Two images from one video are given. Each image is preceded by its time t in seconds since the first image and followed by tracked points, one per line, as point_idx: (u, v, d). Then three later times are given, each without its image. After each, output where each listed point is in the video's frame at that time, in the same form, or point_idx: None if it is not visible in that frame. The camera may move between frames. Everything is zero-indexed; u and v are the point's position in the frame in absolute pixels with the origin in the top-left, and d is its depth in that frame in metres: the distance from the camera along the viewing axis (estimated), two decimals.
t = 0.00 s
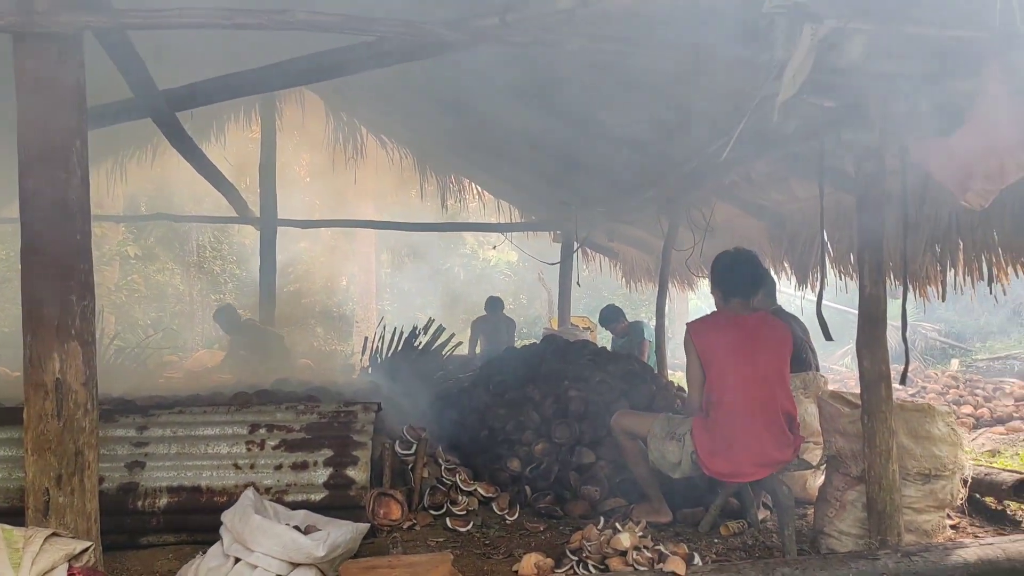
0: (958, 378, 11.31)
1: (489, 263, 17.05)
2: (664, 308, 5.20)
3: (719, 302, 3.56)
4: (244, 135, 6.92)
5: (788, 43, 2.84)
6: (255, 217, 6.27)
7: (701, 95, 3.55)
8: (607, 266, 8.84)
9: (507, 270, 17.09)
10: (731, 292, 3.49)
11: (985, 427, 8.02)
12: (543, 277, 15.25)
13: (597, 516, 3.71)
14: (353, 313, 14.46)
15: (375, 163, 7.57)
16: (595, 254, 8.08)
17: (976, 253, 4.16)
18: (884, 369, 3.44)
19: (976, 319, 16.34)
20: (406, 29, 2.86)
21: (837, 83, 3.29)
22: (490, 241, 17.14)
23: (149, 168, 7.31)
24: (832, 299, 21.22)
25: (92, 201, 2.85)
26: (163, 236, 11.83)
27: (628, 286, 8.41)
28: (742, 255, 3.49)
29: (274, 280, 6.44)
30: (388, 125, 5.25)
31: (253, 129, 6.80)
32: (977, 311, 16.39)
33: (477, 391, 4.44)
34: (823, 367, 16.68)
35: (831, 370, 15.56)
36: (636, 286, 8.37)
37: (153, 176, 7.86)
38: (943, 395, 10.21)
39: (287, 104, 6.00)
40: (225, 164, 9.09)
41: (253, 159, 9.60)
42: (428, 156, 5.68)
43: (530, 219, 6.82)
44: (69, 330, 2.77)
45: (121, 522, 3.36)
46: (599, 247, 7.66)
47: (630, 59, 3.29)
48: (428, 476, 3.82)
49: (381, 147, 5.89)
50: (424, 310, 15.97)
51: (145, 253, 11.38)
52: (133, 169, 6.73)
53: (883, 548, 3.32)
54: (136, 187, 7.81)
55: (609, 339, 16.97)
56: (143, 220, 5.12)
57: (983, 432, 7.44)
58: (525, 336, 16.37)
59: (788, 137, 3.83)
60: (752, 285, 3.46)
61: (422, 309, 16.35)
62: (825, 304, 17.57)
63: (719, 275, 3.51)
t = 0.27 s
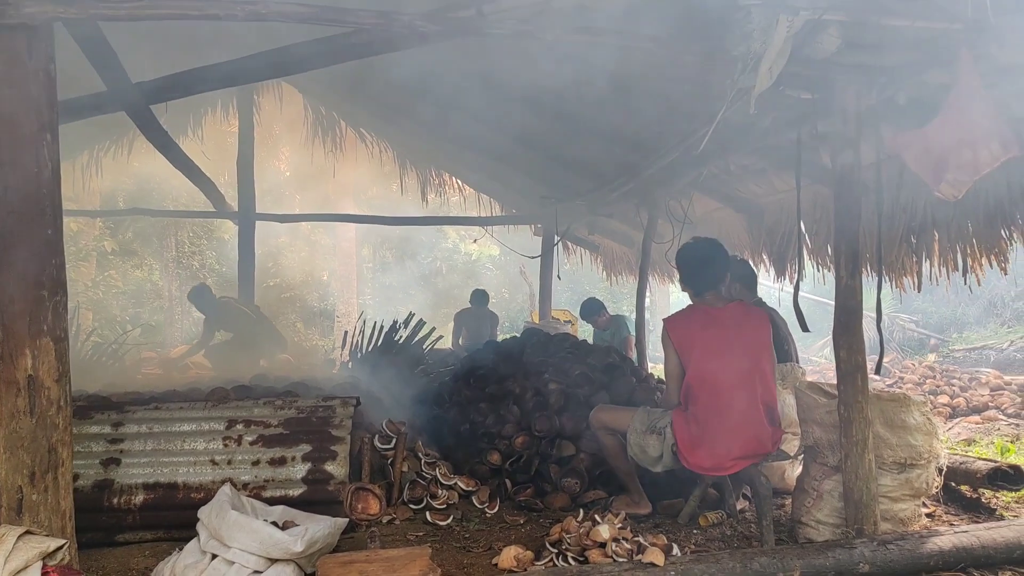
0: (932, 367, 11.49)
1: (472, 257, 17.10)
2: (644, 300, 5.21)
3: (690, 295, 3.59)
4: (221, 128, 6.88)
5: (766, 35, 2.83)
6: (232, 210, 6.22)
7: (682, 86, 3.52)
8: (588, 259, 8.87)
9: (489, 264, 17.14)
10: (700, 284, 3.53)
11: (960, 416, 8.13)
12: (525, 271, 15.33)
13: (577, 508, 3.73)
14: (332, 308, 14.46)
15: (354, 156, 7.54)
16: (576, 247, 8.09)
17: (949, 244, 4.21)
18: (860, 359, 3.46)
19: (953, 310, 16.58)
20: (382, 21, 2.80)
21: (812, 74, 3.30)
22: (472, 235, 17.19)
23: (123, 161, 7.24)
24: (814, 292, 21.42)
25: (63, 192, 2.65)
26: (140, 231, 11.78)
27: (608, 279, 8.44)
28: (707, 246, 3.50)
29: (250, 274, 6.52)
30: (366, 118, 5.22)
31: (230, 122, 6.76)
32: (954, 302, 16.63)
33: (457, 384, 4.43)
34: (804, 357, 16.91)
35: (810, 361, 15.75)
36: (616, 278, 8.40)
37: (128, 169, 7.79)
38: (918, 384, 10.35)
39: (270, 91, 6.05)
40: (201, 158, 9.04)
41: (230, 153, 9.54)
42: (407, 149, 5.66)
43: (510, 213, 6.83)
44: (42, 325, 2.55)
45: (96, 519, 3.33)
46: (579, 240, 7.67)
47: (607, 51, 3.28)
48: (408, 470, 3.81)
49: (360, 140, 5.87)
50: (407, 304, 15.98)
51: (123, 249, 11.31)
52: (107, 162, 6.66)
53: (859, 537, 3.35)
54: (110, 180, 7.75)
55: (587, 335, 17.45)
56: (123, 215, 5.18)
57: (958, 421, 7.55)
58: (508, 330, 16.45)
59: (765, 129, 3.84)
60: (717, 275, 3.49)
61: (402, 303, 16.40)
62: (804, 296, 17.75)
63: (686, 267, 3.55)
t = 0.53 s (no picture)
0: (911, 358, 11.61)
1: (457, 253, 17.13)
2: (626, 294, 5.23)
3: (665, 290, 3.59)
4: (200, 122, 6.84)
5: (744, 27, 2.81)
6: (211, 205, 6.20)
7: (662, 78, 3.51)
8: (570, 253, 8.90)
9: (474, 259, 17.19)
10: (673, 278, 3.54)
11: (938, 406, 8.22)
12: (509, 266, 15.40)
13: (559, 501, 3.73)
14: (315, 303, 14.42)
15: (335, 150, 7.53)
16: (559, 241, 8.11)
17: (926, 236, 4.24)
18: (839, 350, 3.47)
19: (933, 302, 16.78)
20: (358, 11, 2.76)
21: (790, 65, 3.30)
22: (457, 231, 17.23)
23: (101, 156, 7.19)
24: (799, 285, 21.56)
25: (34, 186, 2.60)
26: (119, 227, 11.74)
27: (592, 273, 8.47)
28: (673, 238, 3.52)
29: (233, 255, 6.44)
30: (346, 111, 5.20)
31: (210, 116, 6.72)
32: (933, 295, 16.84)
33: (439, 379, 4.42)
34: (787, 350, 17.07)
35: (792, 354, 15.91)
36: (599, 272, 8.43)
37: (106, 164, 7.75)
38: (897, 375, 10.46)
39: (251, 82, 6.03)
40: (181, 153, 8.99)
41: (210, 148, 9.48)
42: (387, 142, 5.65)
43: (493, 207, 6.82)
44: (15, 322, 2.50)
45: (73, 517, 3.30)
46: (562, 234, 7.69)
47: (587, 44, 3.26)
48: (390, 465, 3.80)
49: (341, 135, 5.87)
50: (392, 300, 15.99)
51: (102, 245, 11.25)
52: (84, 158, 6.61)
53: (839, 526, 3.38)
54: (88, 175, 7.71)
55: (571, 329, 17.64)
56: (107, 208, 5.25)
57: (937, 411, 7.63)
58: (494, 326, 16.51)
59: (744, 121, 3.84)
60: (688, 266, 3.51)
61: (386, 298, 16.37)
62: (787, 289, 17.93)
63: (659, 261, 3.57)
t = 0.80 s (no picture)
0: (894, 352, 11.70)
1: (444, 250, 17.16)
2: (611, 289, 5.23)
3: (648, 286, 3.58)
4: (182, 118, 6.80)
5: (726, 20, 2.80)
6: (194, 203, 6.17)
7: (645, 73, 3.50)
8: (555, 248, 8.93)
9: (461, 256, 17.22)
10: (657, 273, 3.54)
11: (921, 399, 8.29)
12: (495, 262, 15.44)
13: (544, 497, 3.73)
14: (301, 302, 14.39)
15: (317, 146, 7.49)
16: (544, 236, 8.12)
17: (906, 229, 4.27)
18: (822, 344, 3.48)
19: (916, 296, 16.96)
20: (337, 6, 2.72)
21: (772, 60, 3.30)
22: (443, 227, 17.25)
23: (81, 153, 7.14)
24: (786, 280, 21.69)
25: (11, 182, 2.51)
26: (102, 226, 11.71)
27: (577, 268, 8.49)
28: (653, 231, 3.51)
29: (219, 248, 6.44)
30: (330, 107, 5.18)
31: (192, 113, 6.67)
32: (916, 288, 17.02)
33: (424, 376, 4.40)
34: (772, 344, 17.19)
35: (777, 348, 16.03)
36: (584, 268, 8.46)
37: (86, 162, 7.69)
38: (881, 368, 10.54)
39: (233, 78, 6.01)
40: (163, 150, 8.94)
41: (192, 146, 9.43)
42: (371, 138, 5.63)
43: (478, 203, 6.81)
44: None
45: (53, 518, 3.28)
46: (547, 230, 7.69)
47: (569, 39, 3.24)
48: (374, 463, 3.80)
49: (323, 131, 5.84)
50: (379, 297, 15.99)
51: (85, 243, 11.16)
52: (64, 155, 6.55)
53: (821, 519, 3.39)
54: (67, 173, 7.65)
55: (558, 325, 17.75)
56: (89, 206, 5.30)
57: (918, 404, 7.70)
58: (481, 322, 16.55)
59: (727, 115, 3.85)
60: (670, 260, 3.51)
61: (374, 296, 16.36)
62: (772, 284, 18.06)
63: (643, 256, 3.54)
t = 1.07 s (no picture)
0: (881, 347, 11.78)
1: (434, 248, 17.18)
2: (599, 285, 5.24)
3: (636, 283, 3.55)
4: (167, 116, 6.76)
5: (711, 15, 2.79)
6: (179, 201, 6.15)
7: (632, 68, 3.49)
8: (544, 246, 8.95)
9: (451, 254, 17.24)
10: (647, 272, 3.50)
11: (907, 393, 8.35)
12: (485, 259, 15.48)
13: (533, 493, 3.74)
14: (289, 301, 14.37)
15: (305, 142, 7.50)
16: (533, 234, 8.13)
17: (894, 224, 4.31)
18: (808, 338, 3.49)
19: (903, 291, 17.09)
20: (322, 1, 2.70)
21: (759, 55, 3.30)
22: (433, 226, 17.29)
23: (65, 153, 7.11)
24: (776, 276, 21.79)
25: None
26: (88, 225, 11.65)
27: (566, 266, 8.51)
28: (642, 229, 3.46)
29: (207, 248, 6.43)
30: (316, 104, 5.15)
31: (178, 111, 6.66)
32: (903, 284, 17.16)
33: (413, 373, 4.40)
34: (761, 340, 17.31)
35: (766, 344, 16.13)
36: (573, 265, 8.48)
37: (70, 160, 7.67)
38: (868, 362, 10.61)
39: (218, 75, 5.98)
40: (149, 149, 8.89)
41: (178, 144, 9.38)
42: (358, 136, 5.63)
43: (466, 201, 6.80)
44: None
45: (38, 518, 3.24)
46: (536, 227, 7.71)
47: (556, 35, 3.23)
48: (362, 461, 3.79)
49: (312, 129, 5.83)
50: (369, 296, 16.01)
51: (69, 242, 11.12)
52: (48, 154, 6.52)
53: (809, 513, 3.40)
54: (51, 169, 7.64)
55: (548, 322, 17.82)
56: (71, 206, 5.33)
57: (905, 399, 7.76)
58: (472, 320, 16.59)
59: (714, 111, 3.85)
60: (662, 259, 3.47)
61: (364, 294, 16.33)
62: (761, 280, 18.19)
63: (633, 255, 3.48)
